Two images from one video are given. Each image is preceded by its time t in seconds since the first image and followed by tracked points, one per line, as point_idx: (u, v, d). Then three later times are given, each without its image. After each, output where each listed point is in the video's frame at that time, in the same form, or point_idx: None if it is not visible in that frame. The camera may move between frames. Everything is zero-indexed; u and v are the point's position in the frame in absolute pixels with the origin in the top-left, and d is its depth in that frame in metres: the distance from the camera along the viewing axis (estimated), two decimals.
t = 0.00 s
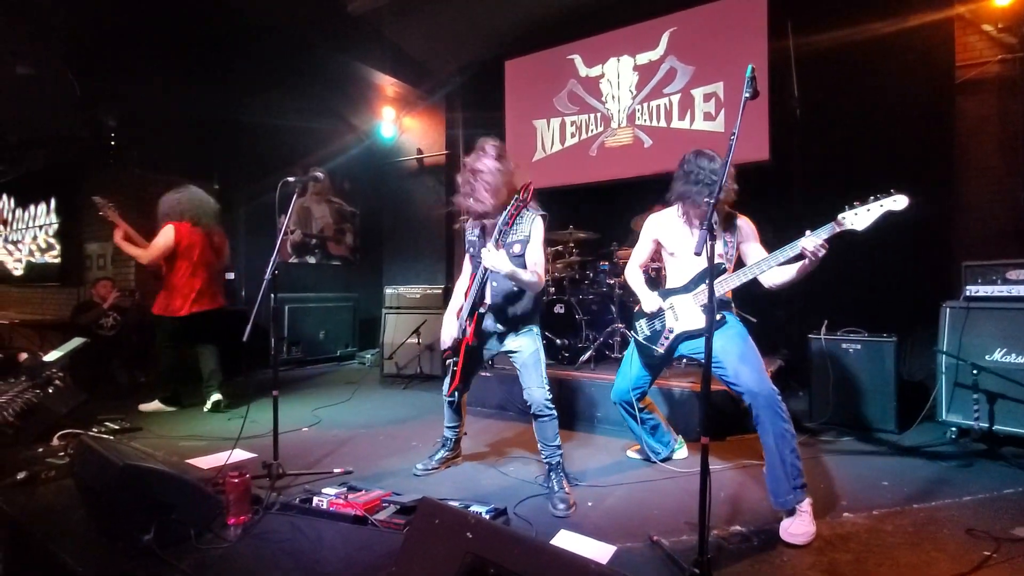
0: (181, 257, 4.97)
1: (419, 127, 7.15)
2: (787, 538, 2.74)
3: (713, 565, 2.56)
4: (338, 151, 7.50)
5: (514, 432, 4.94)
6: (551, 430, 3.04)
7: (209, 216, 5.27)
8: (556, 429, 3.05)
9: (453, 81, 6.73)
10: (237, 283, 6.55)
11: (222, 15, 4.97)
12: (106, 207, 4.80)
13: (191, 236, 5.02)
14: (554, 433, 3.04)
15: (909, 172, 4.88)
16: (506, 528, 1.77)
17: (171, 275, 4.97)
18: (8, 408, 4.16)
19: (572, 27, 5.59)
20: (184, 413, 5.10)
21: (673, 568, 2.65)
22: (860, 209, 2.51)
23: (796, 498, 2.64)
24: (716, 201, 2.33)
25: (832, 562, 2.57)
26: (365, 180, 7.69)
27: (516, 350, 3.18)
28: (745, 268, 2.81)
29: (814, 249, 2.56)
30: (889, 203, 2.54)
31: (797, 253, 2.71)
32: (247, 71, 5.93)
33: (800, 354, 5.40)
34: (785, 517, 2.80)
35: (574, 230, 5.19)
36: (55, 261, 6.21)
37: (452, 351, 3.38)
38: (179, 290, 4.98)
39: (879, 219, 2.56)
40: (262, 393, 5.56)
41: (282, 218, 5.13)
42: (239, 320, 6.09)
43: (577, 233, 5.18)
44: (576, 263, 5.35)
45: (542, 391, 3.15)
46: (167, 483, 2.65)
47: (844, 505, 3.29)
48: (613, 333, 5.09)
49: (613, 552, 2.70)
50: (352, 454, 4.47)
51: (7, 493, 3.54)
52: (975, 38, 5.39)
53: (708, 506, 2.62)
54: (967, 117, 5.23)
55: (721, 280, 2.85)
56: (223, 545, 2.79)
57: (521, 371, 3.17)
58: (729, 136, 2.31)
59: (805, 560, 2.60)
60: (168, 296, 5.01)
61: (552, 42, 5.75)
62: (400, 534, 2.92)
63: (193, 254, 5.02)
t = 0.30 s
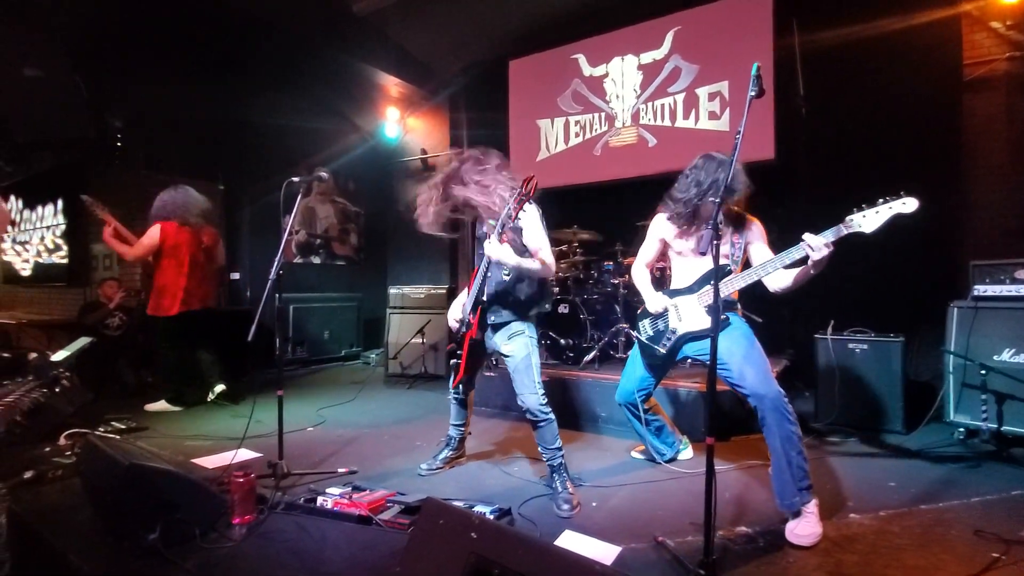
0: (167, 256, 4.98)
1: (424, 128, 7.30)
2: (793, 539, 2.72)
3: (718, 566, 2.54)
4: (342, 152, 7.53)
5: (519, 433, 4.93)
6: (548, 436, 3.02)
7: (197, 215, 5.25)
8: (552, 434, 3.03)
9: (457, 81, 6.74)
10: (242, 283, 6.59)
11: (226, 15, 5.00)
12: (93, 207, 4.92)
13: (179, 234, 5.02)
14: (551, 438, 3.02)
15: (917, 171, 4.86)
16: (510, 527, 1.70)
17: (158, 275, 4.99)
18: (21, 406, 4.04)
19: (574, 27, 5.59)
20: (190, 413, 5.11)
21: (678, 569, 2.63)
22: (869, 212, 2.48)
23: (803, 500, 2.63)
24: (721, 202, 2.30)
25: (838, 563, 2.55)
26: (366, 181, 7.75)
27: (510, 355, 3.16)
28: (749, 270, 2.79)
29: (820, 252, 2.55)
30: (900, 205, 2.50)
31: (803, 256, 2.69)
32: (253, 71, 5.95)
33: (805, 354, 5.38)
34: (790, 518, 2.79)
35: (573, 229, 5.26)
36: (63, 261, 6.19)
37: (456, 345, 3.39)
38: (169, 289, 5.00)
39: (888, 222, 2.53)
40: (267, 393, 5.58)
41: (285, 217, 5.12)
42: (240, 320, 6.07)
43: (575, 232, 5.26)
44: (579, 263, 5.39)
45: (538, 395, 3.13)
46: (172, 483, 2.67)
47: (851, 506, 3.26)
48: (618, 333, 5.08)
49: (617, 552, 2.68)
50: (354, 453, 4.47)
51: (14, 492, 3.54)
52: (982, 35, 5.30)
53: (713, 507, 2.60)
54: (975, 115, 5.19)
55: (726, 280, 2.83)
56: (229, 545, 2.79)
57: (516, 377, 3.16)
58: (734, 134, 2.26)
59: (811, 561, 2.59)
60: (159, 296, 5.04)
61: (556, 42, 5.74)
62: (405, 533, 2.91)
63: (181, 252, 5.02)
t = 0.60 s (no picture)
0: (174, 259, 4.99)
1: (425, 128, 7.32)
2: (796, 539, 2.71)
3: (719, 567, 2.54)
4: (344, 151, 7.54)
5: (520, 432, 4.93)
6: (548, 434, 3.01)
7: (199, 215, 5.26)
8: (552, 432, 3.01)
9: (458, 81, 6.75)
10: (244, 283, 6.60)
11: (227, 15, 5.00)
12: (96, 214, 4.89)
13: (183, 236, 5.04)
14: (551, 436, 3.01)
15: (919, 170, 4.84)
16: (511, 527, 1.69)
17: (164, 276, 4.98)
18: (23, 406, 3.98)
19: (575, 26, 5.59)
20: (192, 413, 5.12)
21: (679, 570, 2.63)
22: (870, 219, 2.48)
23: (804, 499, 2.61)
24: (720, 204, 2.28)
25: (840, 564, 2.54)
26: (368, 181, 7.76)
27: (510, 355, 3.17)
28: (749, 273, 2.79)
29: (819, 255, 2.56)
30: (903, 211, 2.51)
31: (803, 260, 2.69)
32: (254, 71, 5.96)
33: (807, 354, 5.37)
34: (792, 518, 2.78)
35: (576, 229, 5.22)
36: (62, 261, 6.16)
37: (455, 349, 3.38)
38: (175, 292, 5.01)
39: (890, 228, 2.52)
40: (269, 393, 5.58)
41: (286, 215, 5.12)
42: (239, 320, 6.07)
43: (578, 232, 5.21)
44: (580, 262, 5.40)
45: (538, 394, 3.12)
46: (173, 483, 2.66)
47: (853, 506, 3.25)
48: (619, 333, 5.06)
49: (618, 552, 2.68)
50: (355, 453, 4.48)
51: (16, 492, 3.54)
52: (986, 33, 5.21)
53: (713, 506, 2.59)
54: (977, 114, 5.17)
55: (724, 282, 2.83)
56: (230, 545, 2.79)
57: (516, 376, 3.16)
58: (734, 134, 2.24)
59: (812, 561, 2.58)
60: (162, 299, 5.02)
61: (557, 41, 5.74)
62: (406, 533, 2.91)
63: (185, 255, 5.05)
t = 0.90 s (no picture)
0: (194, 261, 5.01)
1: (426, 128, 7.32)
2: (796, 540, 2.70)
3: (720, 567, 2.53)
4: (344, 152, 7.55)
5: (519, 432, 4.93)
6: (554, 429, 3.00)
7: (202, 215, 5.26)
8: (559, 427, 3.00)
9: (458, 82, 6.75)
10: (244, 284, 6.60)
11: (227, 15, 4.99)
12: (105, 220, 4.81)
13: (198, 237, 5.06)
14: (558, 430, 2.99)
15: (919, 170, 4.84)
16: (511, 528, 1.68)
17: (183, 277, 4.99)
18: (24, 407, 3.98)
19: (575, 26, 5.59)
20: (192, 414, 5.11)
21: (681, 570, 2.62)
22: (874, 216, 2.48)
23: (804, 499, 2.59)
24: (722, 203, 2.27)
25: (841, 564, 2.53)
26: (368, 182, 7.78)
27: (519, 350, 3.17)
28: (752, 271, 2.78)
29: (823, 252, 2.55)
30: (905, 209, 2.50)
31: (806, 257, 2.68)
32: (254, 72, 5.96)
33: (808, 354, 5.36)
34: (793, 518, 2.77)
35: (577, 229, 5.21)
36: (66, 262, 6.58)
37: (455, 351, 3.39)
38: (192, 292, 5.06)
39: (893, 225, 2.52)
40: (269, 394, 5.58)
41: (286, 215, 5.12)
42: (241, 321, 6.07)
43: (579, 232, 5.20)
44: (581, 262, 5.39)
45: (546, 388, 3.12)
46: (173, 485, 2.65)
47: (854, 506, 3.24)
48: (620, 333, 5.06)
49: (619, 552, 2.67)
50: (356, 454, 4.47)
51: (16, 493, 3.54)
52: (986, 32, 5.21)
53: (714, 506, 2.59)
54: (978, 114, 5.17)
55: (726, 280, 2.82)
56: (230, 546, 2.78)
57: (525, 371, 3.16)
58: (736, 133, 2.23)
59: (814, 562, 2.57)
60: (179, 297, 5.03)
61: (558, 41, 5.74)
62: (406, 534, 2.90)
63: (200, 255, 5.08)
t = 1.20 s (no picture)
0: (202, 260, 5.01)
1: (426, 128, 7.31)
2: (797, 540, 2.69)
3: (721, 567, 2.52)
4: (344, 153, 7.56)
5: (520, 432, 4.92)
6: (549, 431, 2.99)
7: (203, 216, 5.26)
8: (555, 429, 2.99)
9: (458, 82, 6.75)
10: (245, 285, 6.61)
11: (227, 15, 4.98)
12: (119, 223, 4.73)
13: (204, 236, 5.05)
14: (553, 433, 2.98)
15: (919, 169, 4.83)
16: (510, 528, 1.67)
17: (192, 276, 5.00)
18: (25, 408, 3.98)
19: (575, 26, 5.58)
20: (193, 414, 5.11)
21: (681, 570, 2.61)
22: (872, 209, 2.47)
23: (805, 499, 2.58)
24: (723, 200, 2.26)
25: (842, 565, 2.52)
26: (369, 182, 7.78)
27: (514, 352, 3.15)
28: (754, 267, 2.76)
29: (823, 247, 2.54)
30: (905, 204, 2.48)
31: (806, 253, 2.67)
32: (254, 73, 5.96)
33: (808, 353, 5.36)
34: (793, 518, 2.77)
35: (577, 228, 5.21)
36: (69, 263, 6.76)
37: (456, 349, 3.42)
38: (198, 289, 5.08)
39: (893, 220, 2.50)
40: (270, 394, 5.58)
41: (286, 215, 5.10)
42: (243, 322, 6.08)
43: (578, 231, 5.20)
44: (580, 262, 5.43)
45: (541, 390, 3.10)
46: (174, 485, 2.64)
47: (855, 506, 3.23)
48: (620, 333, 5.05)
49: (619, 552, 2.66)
50: (357, 454, 4.46)
51: (18, 494, 3.54)
52: (986, 31, 5.21)
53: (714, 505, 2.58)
54: (979, 113, 5.16)
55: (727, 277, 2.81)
56: (230, 546, 2.78)
57: (521, 372, 3.14)
58: (735, 131, 2.23)
59: (815, 562, 2.55)
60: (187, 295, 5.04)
61: (558, 41, 5.73)
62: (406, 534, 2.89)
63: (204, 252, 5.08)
